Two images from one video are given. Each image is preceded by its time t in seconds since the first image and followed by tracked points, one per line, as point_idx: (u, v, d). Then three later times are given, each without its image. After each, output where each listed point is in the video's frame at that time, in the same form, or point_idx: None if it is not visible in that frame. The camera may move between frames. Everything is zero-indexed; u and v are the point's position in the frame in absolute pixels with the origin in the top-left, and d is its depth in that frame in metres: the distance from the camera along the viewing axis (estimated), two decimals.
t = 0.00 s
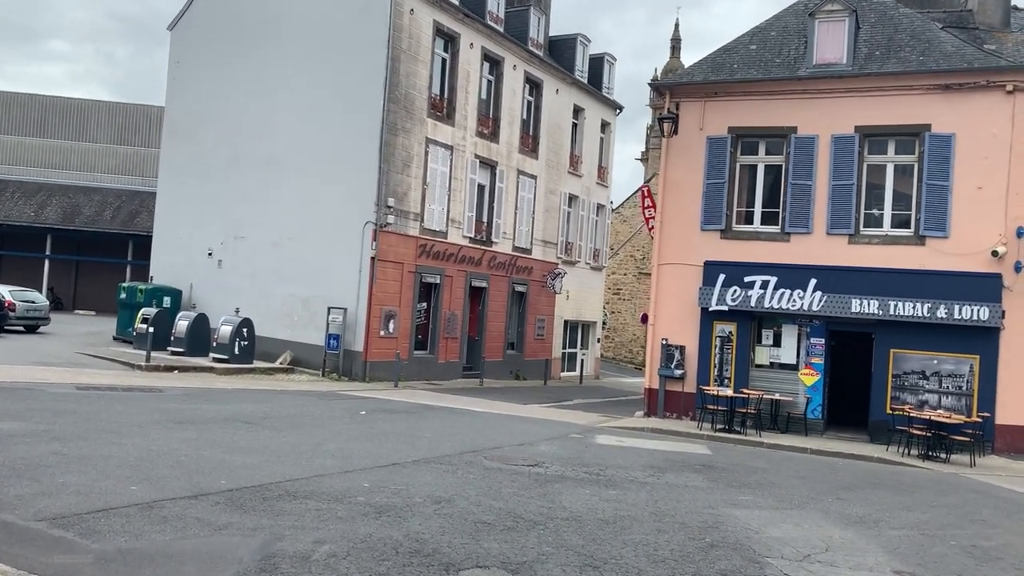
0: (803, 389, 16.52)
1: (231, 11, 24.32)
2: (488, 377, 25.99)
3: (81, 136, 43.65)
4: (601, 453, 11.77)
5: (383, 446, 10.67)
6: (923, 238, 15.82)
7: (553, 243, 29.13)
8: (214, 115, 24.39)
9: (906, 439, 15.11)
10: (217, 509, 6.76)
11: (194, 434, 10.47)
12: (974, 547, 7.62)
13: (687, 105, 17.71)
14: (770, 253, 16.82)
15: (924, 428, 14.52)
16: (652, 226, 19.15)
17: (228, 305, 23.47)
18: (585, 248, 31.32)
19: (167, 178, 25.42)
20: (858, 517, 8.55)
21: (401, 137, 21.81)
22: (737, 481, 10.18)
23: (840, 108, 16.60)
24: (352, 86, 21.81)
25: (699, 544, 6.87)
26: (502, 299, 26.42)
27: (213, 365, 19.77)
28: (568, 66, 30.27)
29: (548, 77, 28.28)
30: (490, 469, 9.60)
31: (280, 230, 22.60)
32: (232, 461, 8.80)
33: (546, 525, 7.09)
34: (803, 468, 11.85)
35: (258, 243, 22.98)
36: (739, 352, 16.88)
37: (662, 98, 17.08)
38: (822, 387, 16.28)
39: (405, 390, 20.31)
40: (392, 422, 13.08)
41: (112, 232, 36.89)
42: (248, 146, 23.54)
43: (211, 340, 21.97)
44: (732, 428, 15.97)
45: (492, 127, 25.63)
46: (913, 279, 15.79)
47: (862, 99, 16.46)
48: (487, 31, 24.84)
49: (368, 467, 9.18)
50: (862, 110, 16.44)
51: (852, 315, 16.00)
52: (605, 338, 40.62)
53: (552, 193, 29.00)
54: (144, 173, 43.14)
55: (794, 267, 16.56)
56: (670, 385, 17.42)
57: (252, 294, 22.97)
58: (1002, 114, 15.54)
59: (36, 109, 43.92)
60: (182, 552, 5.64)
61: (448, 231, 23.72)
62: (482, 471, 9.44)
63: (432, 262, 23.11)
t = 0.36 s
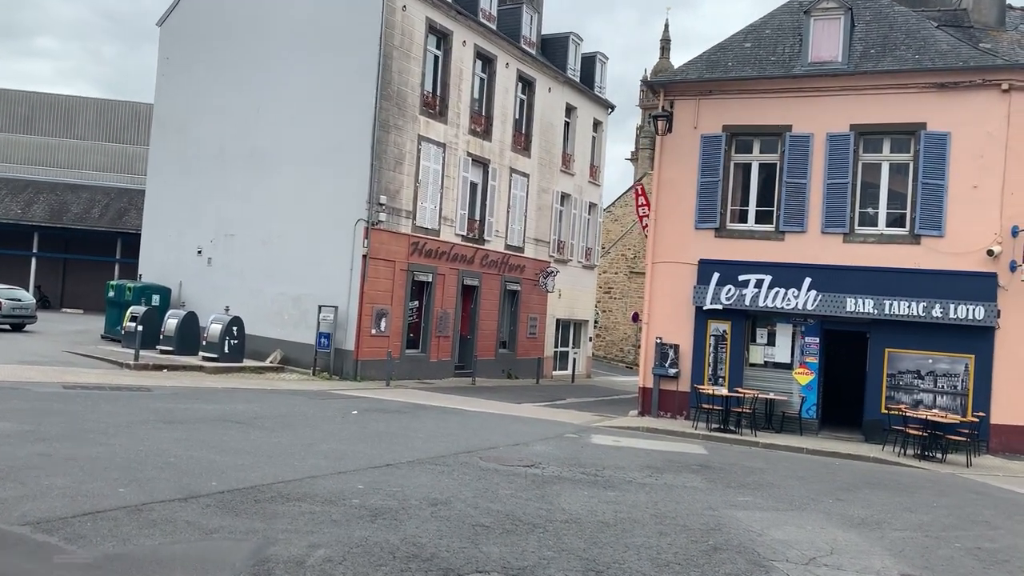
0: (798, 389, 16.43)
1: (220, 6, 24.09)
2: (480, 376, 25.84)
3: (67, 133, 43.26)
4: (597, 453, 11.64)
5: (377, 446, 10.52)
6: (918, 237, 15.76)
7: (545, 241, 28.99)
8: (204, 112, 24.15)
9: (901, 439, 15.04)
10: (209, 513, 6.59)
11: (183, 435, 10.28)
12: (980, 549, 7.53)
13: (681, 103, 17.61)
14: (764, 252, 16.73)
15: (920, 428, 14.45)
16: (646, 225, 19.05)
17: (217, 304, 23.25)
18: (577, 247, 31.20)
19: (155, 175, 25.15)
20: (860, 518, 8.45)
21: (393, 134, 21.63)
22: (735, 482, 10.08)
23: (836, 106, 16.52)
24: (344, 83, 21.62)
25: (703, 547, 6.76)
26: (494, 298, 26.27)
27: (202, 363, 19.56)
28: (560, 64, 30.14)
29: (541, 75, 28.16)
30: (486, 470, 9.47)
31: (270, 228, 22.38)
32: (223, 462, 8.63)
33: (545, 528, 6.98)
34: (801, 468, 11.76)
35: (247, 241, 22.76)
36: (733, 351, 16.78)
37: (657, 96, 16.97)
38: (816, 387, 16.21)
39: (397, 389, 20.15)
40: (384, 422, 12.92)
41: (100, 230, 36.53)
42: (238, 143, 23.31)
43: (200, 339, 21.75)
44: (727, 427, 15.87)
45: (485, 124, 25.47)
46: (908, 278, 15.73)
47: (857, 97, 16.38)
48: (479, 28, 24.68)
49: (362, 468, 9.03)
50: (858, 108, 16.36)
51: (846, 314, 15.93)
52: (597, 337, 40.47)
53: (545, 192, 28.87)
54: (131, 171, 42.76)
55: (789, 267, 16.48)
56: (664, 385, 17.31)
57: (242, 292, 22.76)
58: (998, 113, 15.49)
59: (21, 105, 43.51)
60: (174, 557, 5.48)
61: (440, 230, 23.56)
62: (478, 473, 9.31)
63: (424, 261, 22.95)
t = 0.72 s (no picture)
0: (796, 390, 16.24)
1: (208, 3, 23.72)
2: (472, 378, 25.55)
3: (52, 133, 42.72)
4: (596, 458, 11.37)
5: (371, 452, 10.22)
6: (918, 237, 15.59)
7: (537, 242, 28.72)
8: (192, 110, 23.77)
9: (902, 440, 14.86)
10: (200, 525, 6.29)
11: (172, 441, 9.95)
12: (997, 557, 7.30)
13: (677, 101, 17.38)
14: (762, 252, 16.52)
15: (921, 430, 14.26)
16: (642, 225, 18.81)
17: (205, 305, 22.88)
18: (570, 247, 30.94)
19: (142, 174, 24.76)
20: (871, 525, 8.22)
21: (384, 133, 21.32)
22: (739, 487, 9.84)
23: (834, 105, 16.32)
24: (334, 81, 21.30)
25: (714, 557, 6.50)
26: (486, 299, 26.00)
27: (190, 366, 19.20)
28: (552, 63, 29.88)
29: (533, 73, 27.89)
30: (485, 477, 9.18)
31: (260, 228, 22.03)
32: (214, 470, 8.34)
33: (549, 538, 6.70)
34: (804, 472, 11.53)
35: (236, 242, 22.40)
36: (731, 353, 16.57)
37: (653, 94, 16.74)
38: (815, 389, 16.02)
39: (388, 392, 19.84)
40: (378, 427, 12.61)
41: (85, 231, 36.05)
42: (226, 142, 22.94)
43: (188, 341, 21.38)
44: (725, 430, 15.66)
45: (477, 124, 25.18)
46: (907, 278, 15.55)
47: (856, 95, 16.19)
48: (471, 26, 24.40)
49: (357, 475, 8.74)
50: (857, 107, 16.17)
51: (846, 315, 15.74)
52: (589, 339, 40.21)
53: (537, 192, 28.60)
54: (118, 171, 42.32)
55: (788, 267, 16.27)
56: (661, 387, 17.08)
57: (230, 294, 22.40)
58: (998, 111, 15.33)
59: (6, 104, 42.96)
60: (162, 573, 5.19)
61: (432, 230, 23.26)
62: (476, 479, 9.02)
63: (415, 261, 22.65)
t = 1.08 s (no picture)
0: (800, 390, 16.09)
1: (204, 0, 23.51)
2: (471, 378, 25.37)
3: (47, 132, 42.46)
4: (601, 460, 11.19)
5: (372, 454, 10.03)
6: (922, 235, 15.45)
7: (536, 241, 28.55)
8: (188, 108, 23.56)
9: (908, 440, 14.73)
10: (198, 530, 6.12)
11: (170, 443, 9.77)
12: (1014, 561, 7.15)
13: (679, 99, 17.22)
14: (765, 251, 16.36)
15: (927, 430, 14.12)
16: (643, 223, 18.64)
17: (202, 305, 22.67)
18: (569, 246, 30.77)
19: (138, 173, 24.54)
20: (884, 528, 8.06)
21: (382, 131, 21.13)
22: (748, 490, 9.67)
23: (837, 102, 16.17)
24: (332, 79, 21.11)
25: (728, 563, 6.33)
26: (486, 299, 25.82)
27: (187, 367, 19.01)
28: (551, 61, 29.70)
29: (532, 71, 27.71)
30: (489, 480, 9.00)
31: (257, 227, 21.83)
32: (214, 473, 8.16)
33: (557, 544, 6.53)
34: (811, 474, 11.38)
35: (233, 241, 22.20)
36: (734, 352, 16.41)
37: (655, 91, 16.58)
38: (819, 388, 15.88)
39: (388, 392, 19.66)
40: (378, 428, 12.42)
41: (81, 231, 35.81)
42: (223, 140, 22.74)
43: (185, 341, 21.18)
44: (729, 430, 15.50)
45: (476, 122, 25.00)
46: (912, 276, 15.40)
47: (860, 92, 16.04)
48: (470, 24, 24.23)
49: (359, 478, 8.56)
50: (860, 104, 16.01)
51: (850, 314, 15.60)
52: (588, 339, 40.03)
53: (536, 190, 28.43)
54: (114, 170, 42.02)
55: (791, 266, 16.12)
56: (663, 387, 16.93)
57: (227, 293, 22.20)
58: (1003, 107, 15.19)
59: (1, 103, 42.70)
60: None
61: (430, 229, 23.07)
62: (480, 482, 8.84)
63: (414, 261, 22.47)
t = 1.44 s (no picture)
0: (813, 391, 15.83)
1: None
2: (477, 378, 25.16)
3: (52, 130, 42.34)
4: (612, 462, 10.95)
5: (379, 455, 9.80)
6: (937, 234, 15.19)
7: (542, 239, 28.31)
8: (192, 105, 23.35)
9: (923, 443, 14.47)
10: (202, 536, 5.89)
11: (173, 444, 9.56)
12: None
13: (689, 96, 16.97)
14: (777, 249, 16.11)
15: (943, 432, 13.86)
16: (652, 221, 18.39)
17: (206, 304, 22.47)
18: (575, 245, 30.53)
19: (141, 170, 24.33)
20: (907, 534, 7.82)
21: (388, 128, 20.90)
22: (764, 493, 9.43)
23: (851, 98, 15.91)
24: (337, 75, 20.89)
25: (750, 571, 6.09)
26: (491, 298, 25.59)
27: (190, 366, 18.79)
28: (558, 58, 29.45)
29: (538, 69, 27.48)
30: (499, 482, 8.77)
31: (261, 224, 21.62)
32: (218, 476, 7.95)
33: (573, 550, 6.30)
34: (827, 476, 11.13)
35: (237, 239, 21.99)
36: (745, 353, 16.16)
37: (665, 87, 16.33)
38: (832, 389, 15.63)
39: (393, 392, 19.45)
40: (384, 429, 12.20)
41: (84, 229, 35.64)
42: (227, 137, 22.53)
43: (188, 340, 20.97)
44: (740, 432, 15.25)
45: (482, 119, 24.77)
46: (927, 276, 15.14)
47: (873, 88, 15.78)
48: (476, 20, 24.01)
49: (366, 481, 8.34)
50: (874, 100, 15.75)
51: (863, 313, 15.34)
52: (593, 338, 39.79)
53: (542, 189, 28.19)
54: (118, 167, 41.77)
55: (803, 265, 15.86)
56: (673, 387, 16.68)
57: (231, 291, 22.00)
58: (1020, 104, 14.93)
59: (6, 101, 42.58)
60: None
61: (436, 227, 22.84)
62: (491, 485, 8.62)
63: (420, 259, 22.25)
